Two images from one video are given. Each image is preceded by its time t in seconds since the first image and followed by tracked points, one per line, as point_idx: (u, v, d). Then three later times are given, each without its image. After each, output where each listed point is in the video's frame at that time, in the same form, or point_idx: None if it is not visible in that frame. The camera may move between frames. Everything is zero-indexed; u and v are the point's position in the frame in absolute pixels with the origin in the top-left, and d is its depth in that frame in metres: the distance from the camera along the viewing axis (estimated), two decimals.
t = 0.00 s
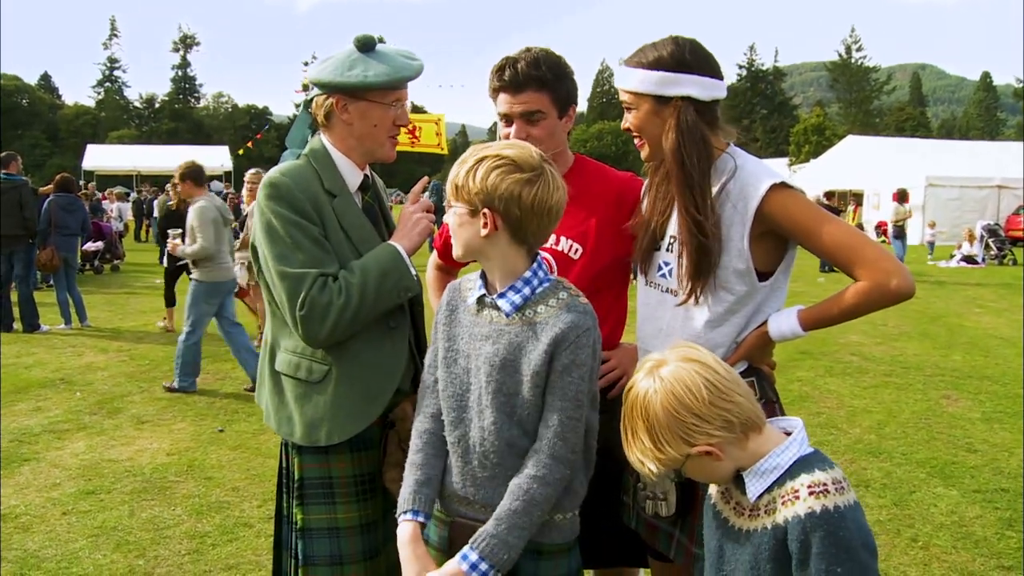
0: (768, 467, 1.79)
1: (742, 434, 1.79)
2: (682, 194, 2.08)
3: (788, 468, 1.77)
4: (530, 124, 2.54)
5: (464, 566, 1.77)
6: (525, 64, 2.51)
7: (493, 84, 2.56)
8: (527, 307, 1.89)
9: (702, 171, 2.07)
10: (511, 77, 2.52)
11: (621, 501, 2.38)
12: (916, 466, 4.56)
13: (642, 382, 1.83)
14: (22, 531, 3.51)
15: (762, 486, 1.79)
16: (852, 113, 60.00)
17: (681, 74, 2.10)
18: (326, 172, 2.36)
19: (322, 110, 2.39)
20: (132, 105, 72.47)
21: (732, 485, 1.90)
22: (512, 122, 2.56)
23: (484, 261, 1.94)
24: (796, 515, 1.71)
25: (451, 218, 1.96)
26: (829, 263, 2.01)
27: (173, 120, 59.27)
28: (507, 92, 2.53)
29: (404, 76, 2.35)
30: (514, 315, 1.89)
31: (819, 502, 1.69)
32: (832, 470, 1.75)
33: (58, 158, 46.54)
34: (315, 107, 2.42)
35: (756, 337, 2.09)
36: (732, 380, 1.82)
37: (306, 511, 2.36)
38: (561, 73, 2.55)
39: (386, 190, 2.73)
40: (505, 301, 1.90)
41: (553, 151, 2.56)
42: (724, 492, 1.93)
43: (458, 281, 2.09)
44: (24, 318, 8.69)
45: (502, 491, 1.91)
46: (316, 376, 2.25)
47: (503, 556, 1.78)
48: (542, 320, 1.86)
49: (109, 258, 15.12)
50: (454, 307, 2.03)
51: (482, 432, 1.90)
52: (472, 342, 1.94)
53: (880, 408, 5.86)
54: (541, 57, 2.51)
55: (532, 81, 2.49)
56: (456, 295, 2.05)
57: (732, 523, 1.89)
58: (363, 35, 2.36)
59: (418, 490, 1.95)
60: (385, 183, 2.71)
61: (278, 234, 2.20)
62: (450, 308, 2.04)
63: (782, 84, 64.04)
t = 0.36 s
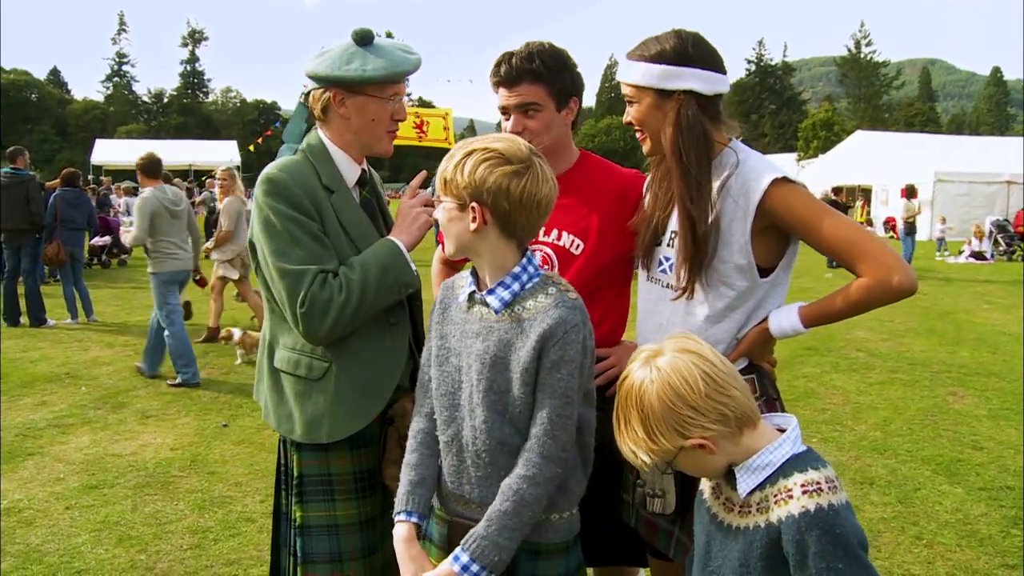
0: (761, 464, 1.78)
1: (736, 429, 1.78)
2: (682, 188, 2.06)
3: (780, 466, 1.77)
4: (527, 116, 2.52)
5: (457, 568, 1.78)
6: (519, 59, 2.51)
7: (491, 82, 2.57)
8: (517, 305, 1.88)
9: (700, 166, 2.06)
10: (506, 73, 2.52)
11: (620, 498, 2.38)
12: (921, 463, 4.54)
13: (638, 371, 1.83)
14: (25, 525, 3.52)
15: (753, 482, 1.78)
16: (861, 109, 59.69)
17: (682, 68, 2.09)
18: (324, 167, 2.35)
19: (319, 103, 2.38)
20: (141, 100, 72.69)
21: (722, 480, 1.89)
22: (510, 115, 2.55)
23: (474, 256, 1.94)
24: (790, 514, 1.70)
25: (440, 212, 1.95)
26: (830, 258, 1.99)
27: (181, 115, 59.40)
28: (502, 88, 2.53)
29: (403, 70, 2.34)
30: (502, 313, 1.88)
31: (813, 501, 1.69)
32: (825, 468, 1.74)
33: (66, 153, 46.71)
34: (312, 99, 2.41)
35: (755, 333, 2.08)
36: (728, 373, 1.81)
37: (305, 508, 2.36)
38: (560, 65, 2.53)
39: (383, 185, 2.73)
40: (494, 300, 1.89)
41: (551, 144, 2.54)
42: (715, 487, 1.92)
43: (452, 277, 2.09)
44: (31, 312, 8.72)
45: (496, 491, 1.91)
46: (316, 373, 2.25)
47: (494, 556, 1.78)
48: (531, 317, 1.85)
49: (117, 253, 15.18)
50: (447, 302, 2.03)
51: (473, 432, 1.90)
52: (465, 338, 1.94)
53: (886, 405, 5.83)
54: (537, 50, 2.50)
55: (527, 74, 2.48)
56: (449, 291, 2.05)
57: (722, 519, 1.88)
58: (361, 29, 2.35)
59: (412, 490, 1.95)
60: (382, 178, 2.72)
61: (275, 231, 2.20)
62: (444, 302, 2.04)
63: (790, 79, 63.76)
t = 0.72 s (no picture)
0: (744, 471, 1.78)
1: (724, 429, 1.78)
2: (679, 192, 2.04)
3: (763, 474, 1.76)
4: (521, 119, 2.52)
5: None
6: (515, 61, 2.50)
7: (486, 84, 2.56)
8: (512, 313, 1.86)
9: (701, 169, 2.04)
10: (500, 75, 2.51)
11: (612, 505, 2.36)
12: (919, 470, 4.53)
13: (629, 365, 1.80)
14: (18, 527, 3.52)
15: (734, 489, 1.78)
16: (863, 112, 59.66)
17: (677, 70, 2.08)
18: (318, 170, 2.34)
19: (311, 105, 2.37)
20: (144, 100, 72.75)
21: (705, 485, 1.89)
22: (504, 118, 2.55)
23: (485, 269, 1.86)
24: (770, 525, 1.69)
25: (486, 221, 1.80)
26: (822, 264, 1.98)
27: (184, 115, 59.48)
28: (498, 90, 2.52)
29: (397, 73, 2.33)
30: (502, 322, 1.85)
31: (794, 512, 1.67)
32: (808, 481, 1.73)
33: (69, 152, 46.73)
34: (303, 100, 2.39)
35: (747, 340, 2.08)
36: (720, 372, 1.80)
37: (299, 515, 2.34)
38: (554, 68, 2.52)
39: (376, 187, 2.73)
40: (491, 309, 1.85)
41: (545, 147, 2.53)
42: (698, 491, 1.92)
43: (420, 288, 2.02)
44: (30, 311, 8.73)
45: (496, 501, 1.90)
46: (316, 378, 2.23)
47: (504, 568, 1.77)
48: (532, 323, 1.84)
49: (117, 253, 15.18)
50: (421, 317, 1.95)
51: (470, 447, 1.86)
52: (453, 353, 1.88)
53: (885, 410, 5.81)
54: (532, 52, 2.49)
55: (521, 77, 2.47)
56: (420, 303, 1.98)
57: (701, 524, 1.88)
58: (355, 30, 2.34)
59: (410, 519, 1.91)
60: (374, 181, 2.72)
61: (273, 235, 2.15)
62: (418, 319, 1.95)
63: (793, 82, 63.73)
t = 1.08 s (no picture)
0: (735, 475, 1.78)
1: (750, 415, 1.81)
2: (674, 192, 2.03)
3: (752, 479, 1.77)
4: (518, 118, 2.52)
5: None
6: (512, 60, 2.50)
7: (483, 83, 2.56)
8: (523, 314, 1.86)
9: (695, 169, 2.03)
10: (497, 73, 2.51)
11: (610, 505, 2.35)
12: (922, 471, 4.51)
13: (689, 324, 1.78)
14: (18, 526, 3.52)
15: (724, 492, 1.78)
16: (868, 113, 59.49)
17: (669, 70, 2.08)
18: (317, 171, 2.34)
19: (308, 104, 2.37)
20: (149, 100, 72.93)
21: (688, 485, 1.88)
22: (502, 117, 2.55)
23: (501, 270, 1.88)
24: (761, 531, 1.69)
25: (521, 221, 1.82)
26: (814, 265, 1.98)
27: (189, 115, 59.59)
28: (495, 89, 2.53)
29: (395, 73, 2.33)
30: (514, 325, 1.85)
31: (785, 521, 1.68)
32: (796, 489, 1.74)
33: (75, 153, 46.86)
34: (300, 100, 2.39)
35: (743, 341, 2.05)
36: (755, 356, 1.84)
37: (298, 517, 2.34)
38: (551, 67, 2.52)
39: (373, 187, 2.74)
40: (503, 312, 1.84)
41: (543, 147, 2.53)
42: (681, 492, 1.89)
43: (410, 291, 1.98)
44: (34, 311, 8.76)
45: (507, 506, 1.90)
46: (314, 381, 2.23)
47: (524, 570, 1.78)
48: (544, 324, 1.85)
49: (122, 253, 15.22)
50: (421, 323, 1.90)
51: (482, 454, 1.85)
52: (461, 359, 1.85)
53: (889, 411, 5.79)
54: (529, 51, 2.49)
55: (518, 75, 2.48)
56: (414, 308, 1.93)
57: (684, 524, 1.85)
58: (352, 29, 2.34)
59: (420, 530, 1.89)
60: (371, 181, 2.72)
61: (273, 238, 2.15)
62: (417, 326, 1.90)
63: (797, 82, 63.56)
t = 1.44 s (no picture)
0: (730, 475, 1.77)
1: (754, 416, 1.82)
2: (672, 192, 2.03)
3: (747, 479, 1.76)
4: (520, 120, 2.52)
5: None
6: (514, 60, 2.49)
7: (485, 84, 2.55)
8: (525, 315, 1.85)
9: (691, 169, 2.03)
10: (500, 74, 2.50)
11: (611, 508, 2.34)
12: (928, 473, 4.49)
13: (715, 314, 1.81)
14: (23, 528, 3.53)
15: (719, 492, 1.77)
16: (875, 112, 59.26)
17: (667, 70, 2.07)
18: (318, 172, 2.34)
19: (310, 106, 2.37)
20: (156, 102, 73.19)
21: (679, 487, 1.87)
22: (504, 118, 2.54)
23: (500, 269, 1.87)
24: (760, 531, 1.68)
25: (520, 220, 1.81)
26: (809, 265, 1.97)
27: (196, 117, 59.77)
28: (496, 90, 2.52)
29: (397, 74, 2.33)
30: (516, 325, 1.84)
31: (784, 520, 1.68)
32: (792, 488, 1.74)
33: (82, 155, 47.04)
34: (303, 102, 2.39)
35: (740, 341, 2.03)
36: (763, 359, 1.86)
37: (299, 520, 2.33)
38: (552, 67, 2.51)
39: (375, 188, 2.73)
40: (505, 311, 1.84)
41: (544, 147, 2.52)
42: (673, 496, 1.88)
43: (415, 291, 1.97)
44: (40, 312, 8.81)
45: (507, 508, 1.89)
46: (315, 384, 2.23)
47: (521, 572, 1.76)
48: (545, 325, 1.85)
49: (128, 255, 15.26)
50: (424, 322, 1.90)
51: (481, 454, 1.85)
52: (462, 358, 1.85)
53: (895, 412, 5.75)
54: (531, 52, 2.48)
55: (521, 76, 2.47)
56: (418, 307, 1.92)
57: (677, 527, 1.83)
58: (354, 30, 2.33)
59: (417, 532, 1.88)
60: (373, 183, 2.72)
61: (275, 240, 2.14)
62: (419, 324, 1.90)
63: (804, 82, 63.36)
